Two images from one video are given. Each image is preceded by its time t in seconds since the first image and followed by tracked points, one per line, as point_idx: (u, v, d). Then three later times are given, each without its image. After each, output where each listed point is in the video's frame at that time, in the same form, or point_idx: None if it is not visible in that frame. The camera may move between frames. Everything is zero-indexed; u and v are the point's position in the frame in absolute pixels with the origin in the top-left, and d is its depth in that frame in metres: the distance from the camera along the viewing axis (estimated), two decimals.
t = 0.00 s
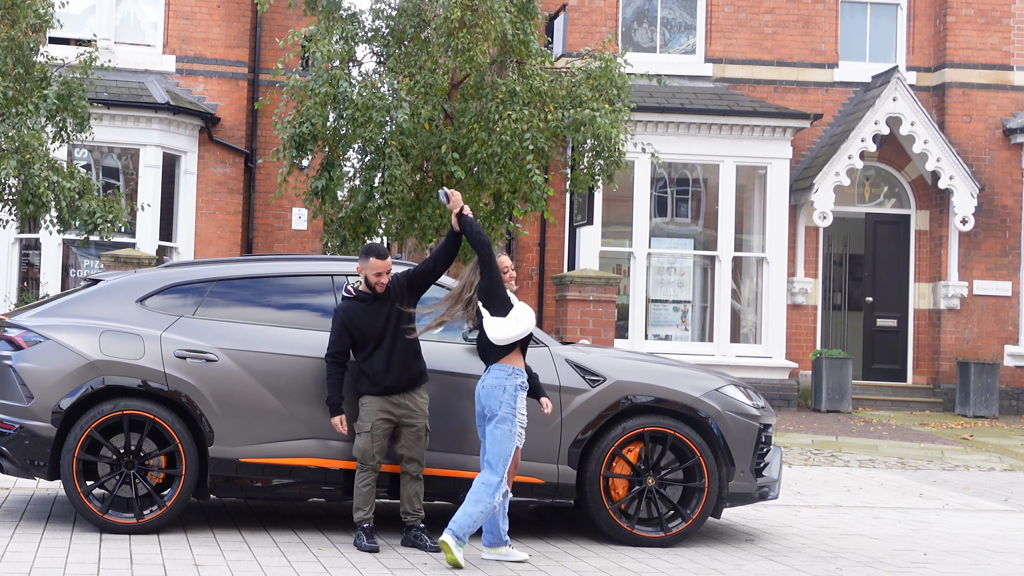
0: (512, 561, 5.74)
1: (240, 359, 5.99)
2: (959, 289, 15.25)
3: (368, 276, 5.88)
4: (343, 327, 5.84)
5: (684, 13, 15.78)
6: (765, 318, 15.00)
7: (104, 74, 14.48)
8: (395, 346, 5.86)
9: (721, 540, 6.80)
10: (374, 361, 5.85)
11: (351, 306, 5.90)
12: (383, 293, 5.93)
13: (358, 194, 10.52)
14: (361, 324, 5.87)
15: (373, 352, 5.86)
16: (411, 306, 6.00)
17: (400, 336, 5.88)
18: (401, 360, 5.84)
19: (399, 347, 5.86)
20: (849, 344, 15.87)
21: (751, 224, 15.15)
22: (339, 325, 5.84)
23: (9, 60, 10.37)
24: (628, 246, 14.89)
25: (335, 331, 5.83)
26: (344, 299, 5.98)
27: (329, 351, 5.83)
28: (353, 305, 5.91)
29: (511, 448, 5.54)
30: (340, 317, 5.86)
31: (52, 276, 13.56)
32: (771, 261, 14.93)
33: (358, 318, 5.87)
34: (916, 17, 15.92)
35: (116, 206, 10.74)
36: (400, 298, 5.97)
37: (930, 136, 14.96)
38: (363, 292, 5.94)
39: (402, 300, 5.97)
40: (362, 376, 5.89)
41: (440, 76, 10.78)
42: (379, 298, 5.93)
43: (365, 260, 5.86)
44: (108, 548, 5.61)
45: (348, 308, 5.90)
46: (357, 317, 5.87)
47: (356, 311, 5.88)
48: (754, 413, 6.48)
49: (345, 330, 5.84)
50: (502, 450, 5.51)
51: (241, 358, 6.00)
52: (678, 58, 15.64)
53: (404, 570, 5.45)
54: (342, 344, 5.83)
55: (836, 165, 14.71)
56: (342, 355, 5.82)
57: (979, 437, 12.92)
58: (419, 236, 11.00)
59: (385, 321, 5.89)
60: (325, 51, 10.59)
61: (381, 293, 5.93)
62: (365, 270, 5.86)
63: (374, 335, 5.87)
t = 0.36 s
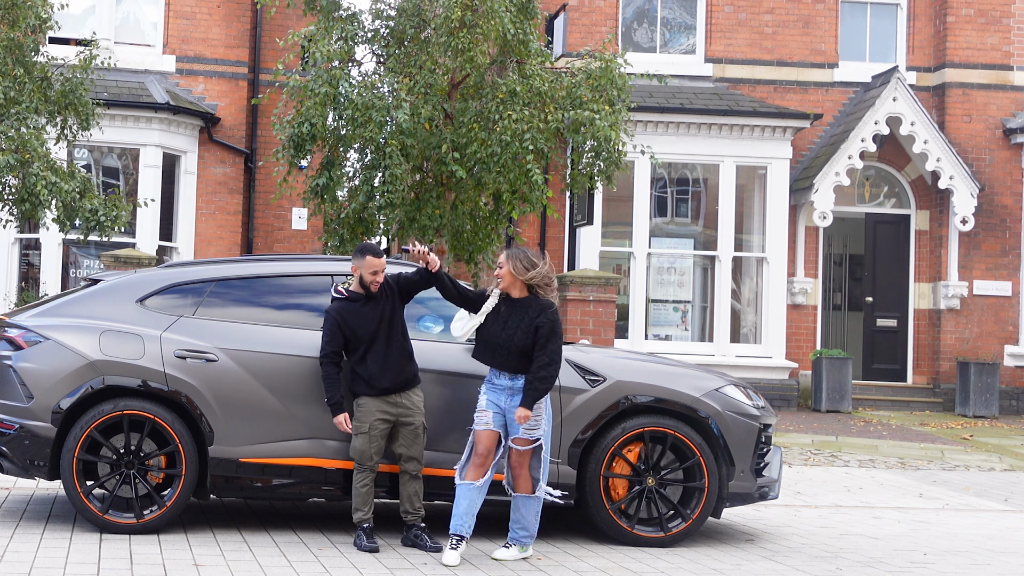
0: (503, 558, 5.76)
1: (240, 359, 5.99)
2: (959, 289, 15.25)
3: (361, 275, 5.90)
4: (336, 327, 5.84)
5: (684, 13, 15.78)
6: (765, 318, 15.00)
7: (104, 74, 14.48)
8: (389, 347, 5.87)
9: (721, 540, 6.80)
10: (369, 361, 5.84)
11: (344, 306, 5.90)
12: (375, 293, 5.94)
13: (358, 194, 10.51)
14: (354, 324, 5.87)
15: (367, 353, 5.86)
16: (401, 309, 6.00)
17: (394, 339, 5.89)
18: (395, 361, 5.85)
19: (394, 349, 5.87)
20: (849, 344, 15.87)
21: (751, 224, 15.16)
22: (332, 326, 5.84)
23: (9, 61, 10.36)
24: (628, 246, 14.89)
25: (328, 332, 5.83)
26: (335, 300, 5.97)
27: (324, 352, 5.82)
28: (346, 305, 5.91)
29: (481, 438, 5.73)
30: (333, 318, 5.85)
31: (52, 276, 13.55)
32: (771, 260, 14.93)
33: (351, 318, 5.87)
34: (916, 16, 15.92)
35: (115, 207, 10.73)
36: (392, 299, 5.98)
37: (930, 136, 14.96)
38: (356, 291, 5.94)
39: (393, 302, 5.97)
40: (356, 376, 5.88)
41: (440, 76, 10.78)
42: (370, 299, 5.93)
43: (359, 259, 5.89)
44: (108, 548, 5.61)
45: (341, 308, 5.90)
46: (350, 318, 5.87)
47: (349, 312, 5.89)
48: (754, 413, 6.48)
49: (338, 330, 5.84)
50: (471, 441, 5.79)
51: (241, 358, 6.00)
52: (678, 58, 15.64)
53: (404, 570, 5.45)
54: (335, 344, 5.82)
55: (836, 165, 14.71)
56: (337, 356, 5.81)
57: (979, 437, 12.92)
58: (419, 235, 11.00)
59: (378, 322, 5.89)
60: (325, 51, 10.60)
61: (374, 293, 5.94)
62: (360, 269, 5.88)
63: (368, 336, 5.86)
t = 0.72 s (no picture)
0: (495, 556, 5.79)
1: (240, 359, 5.99)
2: (959, 289, 15.25)
3: (359, 276, 5.88)
4: (336, 329, 5.81)
5: (684, 13, 15.78)
6: (765, 318, 14.99)
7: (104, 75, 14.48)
8: (388, 349, 5.90)
9: (721, 540, 6.80)
10: (370, 363, 5.85)
11: (343, 307, 5.87)
12: (370, 293, 5.93)
13: (358, 194, 10.51)
14: (354, 325, 5.85)
15: (367, 354, 5.86)
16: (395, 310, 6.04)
17: (392, 342, 5.93)
18: (395, 364, 5.89)
19: (393, 353, 5.91)
20: (849, 344, 15.87)
21: (751, 224, 15.16)
22: (334, 327, 5.81)
23: (9, 61, 10.36)
24: (628, 246, 14.89)
25: (329, 333, 5.80)
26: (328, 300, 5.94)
27: (324, 353, 5.78)
28: (345, 306, 5.87)
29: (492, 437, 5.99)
30: (334, 318, 5.83)
31: (52, 277, 13.56)
32: (771, 260, 14.93)
33: (350, 319, 5.85)
34: (916, 16, 15.92)
35: (116, 207, 10.73)
36: (387, 300, 6.00)
37: (930, 136, 14.96)
38: (353, 292, 5.90)
39: (388, 303, 5.99)
40: (355, 377, 5.87)
41: (440, 76, 10.78)
42: (367, 299, 5.92)
43: (356, 260, 5.89)
44: (108, 548, 5.61)
45: (340, 308, 5.86)
46: (350, 319, 5.85)
47: (349, 312, 5.86)
48: (754, 412, 6.48)
49: (339, 331, 5.82)
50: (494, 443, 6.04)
51: (241, 358, 6.00)
52: (678, 58, 15.64)
53: (404, 570, 5.45)
54: (336, 345, 5.80)
55: (836, 165, 14.71)
56: (338, 357, 5.79)
57: (980, 437, 12.91)
58: (419, 235, 10.99)
59: (376, 323, 5.89)
60: (325, 51, 10.61)
61: (370, 293, 5.94)
62: (359, 269, 5.87)
63: (368, 338, 5.86)
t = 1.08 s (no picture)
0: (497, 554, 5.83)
1: (240, 359, 5.99)
2: (959, 289, 15.25)
3: (357, 279, 5.89)
4: (333, 330, 5.81)
5: (684, 13, 15.78)
6: (765, 318, 15.00)
7: (104, 75, 14.48)
8: (386, 349, 5.90)
9: (721, 540, 6.80)
10: (368, 364, 5.84)
11: (340, 308, 5.86)
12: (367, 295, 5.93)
13: (358, 194, 10.51)
14: (352, 326, 5.85)
15: (365, 355, 5.86)
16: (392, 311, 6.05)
17: (390, 342, 5.93)
18: (393, 365, 5.90)
19: (391, 354, 5.92)
20: (849, 343, 15.86)
21: (751, 224, 15.16)
22: (331, 328, 5.81)
23: (10, 61, 10.35)
24: (628, 246, 14.89)
25: (326, 334, 5.80)
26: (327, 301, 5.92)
27: (321, 355, 5.78)
28: (342, 307, 5.86)
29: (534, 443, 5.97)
30: (332, 319, 5.82)
31: (52, 277, 13.56)
32: (771, 260, 14.93)
33: (348, 320, 5.85)
34: (916, 16, 15.92)
35: (116, 207, 10.73)
36: (384, 301, 6.00)
37: (930, 136, 14.96)
38: (350, 294, 5.90)
39: (386, 304, 5.99)
40: (353, 378, 5.88)
41: (440, 76, 10.78)
42: (364, 300, 5.92)
43: (353, 263, 5.90)
44: (108, 548, 5.61)
45: (337, 309, 5.85)
46: (348, 320, 5.85)
47: (347, 313, 5.86)
48: (754, 412, 6.48)
49: (337, 333, 5.82)
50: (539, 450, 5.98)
51: (241, 358, 6.00)
52: (678, 58, 15.64)
53: (404, 570, 5.45)
54: (334, 347, 5.80)
55: (836, 165, 14.71)
56: (335, 358, 5.79)
57: (980, 437, 12.91)
58: (419, 236, 10.99)
59: (373, 324, 5.89)
60: (325, 51, 10.61)
61: (367, 294, 5.94)
62: (355, 272, 5.88)
63: (366, 338, 5.86)
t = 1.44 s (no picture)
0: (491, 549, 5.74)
1: (240, 359, 5.99)
2: (959, 289, 15.25)
3: (364, 275, 5.91)
4: (337, 328, 5.82)
5: (684, 13, 15.78)
6: (765, 318, 15.00)
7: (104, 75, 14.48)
8: (390, 349, 5.92)
9: (721, 540, 6.80)
10: (371, 364, 5.85)
11: (344, 307, 5.88)
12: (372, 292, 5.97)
13: (358, 193, 10.52)
14: (355, 325, 5.86)
15: (369, 354, 5.86)
16: (396, 313, 6.06)
17: (393, 342, 5.94)
18: (396, 365, 5.91)
19: (394, 353, 5.93)
20: (849, 344, 15.86)
21: (751, 224, 15.16)
22: (335, 325, 5.82)
23: (10, 60, 10.35)
24: (628, 246, 14.89)
25: (330, 331, 5.80)
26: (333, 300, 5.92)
27: (325, 352, 5.78)
28: (346, 306, 5.88)
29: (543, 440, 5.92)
30: (335, 317, 5.84)
31: (51, 277, 13.56)
32: (771, 260, 14.93)
33: (351, 320, 5.86)
34: (916, 16, 15.92)
35: (116, 207, 10.73)
36: (386, 303, 6.01)
37: (930, 136, 14.96)
38: (354, 292, 5.91)
39: (389, 306, 6.02)
40: (356, 377, 5.87)
41: (440, 76, 10.79)
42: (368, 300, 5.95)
43: (361, 259, 5.92)
44: (108, 548, 5.61)
45: (341, 307, 5.88)
46: (351, 319, 5.86)
47: (350, 312, 5.88)
48: (754, 412, 6.48)
49: (340, 330, 5.83)
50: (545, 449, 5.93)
51: (241, 358, 6.00)
52: (678, 59, 15.64)
53: (405, 570, 5.45)
54: (338, 344, 5.80)
55: (836, 165, 14.71)
56: (338, 357, 5.79)
57: (980, 437, 12.91)
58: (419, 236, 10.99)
59: (376, 324, 5.90)
60: (325, 51, 10.60)
61: (372, 292, 5.97)
62: (364, 268, 5.90)
63: (369, 337, 5.87)
